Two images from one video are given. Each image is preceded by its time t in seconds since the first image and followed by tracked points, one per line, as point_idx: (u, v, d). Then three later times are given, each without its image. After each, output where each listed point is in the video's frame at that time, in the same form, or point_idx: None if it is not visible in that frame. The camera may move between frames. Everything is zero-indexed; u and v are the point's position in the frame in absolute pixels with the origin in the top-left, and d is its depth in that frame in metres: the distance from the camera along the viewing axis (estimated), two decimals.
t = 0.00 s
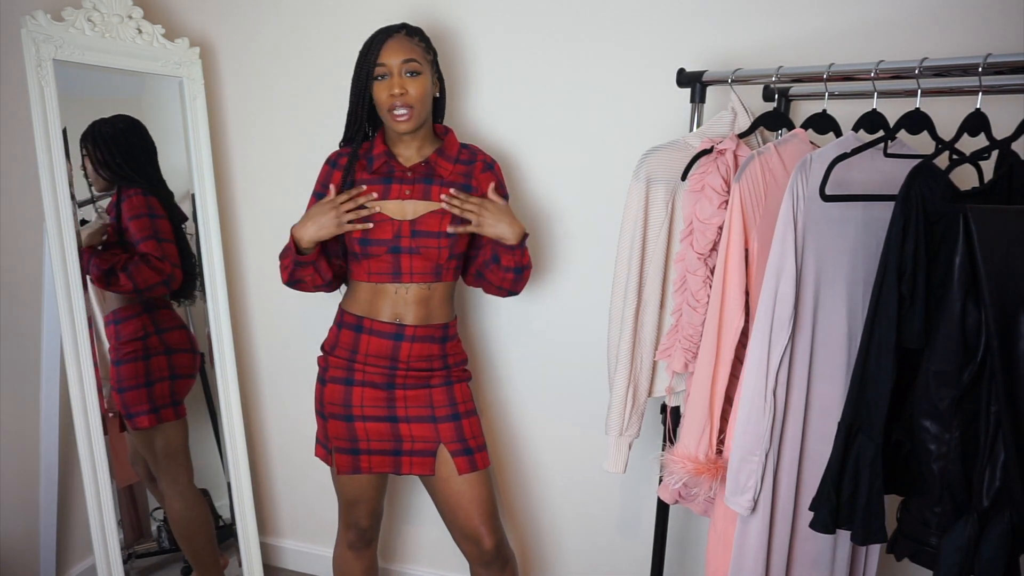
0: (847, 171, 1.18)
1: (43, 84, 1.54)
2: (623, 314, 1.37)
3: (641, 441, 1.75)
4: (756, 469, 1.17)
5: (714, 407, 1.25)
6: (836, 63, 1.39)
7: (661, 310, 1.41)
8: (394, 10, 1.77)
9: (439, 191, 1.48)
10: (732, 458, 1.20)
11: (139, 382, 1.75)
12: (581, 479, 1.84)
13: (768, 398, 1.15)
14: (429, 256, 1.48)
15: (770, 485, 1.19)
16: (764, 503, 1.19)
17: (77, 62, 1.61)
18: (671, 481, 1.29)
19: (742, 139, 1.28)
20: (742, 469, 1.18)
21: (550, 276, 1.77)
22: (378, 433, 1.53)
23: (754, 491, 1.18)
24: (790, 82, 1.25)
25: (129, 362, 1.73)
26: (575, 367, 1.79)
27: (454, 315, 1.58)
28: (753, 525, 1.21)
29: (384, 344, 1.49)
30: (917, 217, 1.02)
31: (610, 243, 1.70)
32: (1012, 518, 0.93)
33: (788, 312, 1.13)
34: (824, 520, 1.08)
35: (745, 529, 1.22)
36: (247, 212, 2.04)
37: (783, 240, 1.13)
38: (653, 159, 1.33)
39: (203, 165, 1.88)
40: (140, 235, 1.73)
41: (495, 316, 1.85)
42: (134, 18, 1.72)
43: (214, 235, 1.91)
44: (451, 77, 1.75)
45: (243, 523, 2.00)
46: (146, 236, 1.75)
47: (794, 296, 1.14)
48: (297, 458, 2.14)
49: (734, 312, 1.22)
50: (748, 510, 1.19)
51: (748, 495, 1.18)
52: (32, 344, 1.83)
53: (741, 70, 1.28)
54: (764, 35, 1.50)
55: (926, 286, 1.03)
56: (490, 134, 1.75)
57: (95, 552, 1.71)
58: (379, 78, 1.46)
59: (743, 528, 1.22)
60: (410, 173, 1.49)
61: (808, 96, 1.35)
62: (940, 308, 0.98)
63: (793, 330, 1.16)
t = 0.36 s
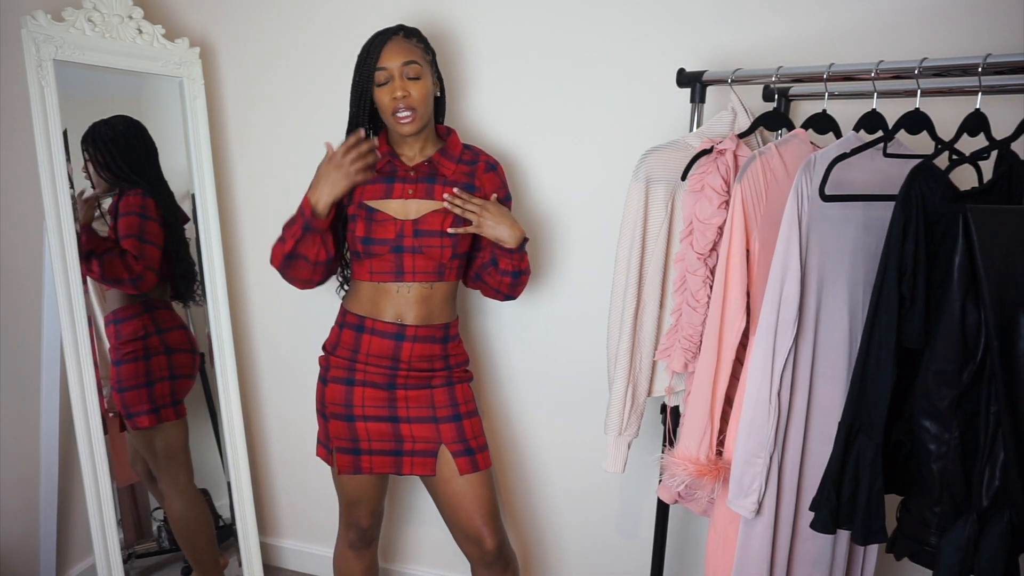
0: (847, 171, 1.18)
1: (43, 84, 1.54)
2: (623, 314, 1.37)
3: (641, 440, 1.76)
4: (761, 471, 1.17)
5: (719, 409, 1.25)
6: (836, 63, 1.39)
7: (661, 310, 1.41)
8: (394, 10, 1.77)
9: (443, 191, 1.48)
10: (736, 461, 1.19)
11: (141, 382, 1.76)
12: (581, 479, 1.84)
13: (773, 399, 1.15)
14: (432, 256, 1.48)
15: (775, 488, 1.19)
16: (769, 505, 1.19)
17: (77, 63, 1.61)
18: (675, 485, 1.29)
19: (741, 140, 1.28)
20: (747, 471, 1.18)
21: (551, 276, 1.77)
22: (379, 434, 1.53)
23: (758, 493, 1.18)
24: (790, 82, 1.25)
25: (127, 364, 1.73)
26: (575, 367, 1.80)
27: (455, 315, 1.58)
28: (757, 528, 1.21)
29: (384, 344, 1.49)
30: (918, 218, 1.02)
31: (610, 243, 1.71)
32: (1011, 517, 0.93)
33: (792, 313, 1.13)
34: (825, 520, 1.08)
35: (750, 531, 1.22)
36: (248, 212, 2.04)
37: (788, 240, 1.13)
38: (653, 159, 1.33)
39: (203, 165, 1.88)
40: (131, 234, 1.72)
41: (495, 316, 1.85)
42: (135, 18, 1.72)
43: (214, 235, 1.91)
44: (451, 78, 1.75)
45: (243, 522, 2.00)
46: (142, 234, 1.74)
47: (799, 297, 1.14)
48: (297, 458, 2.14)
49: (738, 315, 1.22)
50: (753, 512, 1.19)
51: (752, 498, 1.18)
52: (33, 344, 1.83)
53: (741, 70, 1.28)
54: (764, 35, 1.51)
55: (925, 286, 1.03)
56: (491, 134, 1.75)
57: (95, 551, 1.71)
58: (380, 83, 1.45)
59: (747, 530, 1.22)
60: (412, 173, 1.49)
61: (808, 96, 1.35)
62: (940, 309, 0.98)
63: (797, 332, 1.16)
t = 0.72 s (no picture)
0: (847, 171, 1.18)
1: (43, 84, 1.54)
2: (622, 313, 1.37)
3: (641, 440, 1.76)
4: (762, 471, 1.17)
5: (724, 411, 1.25)
6: (836, 63, 1.39)
7: (661, 310, 1.41)
8: (394, 10, 1.77)
9: (440, 191, 1.48)
10: (737, 461, 1.19)
11: (140, 382, 1.76)
12: (581, 479, 1.84)
13: (774, 400, 1.15)
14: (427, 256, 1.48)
15: (777, 488, 1.19)
16: (770, 506, 1.19)
17: (77, 62, 1.61)
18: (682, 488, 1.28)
19: (742, 140, 1.28)
20: (748, 471, 1.18)
21: (550, 276, 1.77)
22: (374, 435, 1.53)
23: (760, 494, 1.18)
24: (790, 82, 1.25)
25: (127, 364, 1.73)
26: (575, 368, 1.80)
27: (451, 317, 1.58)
28: (758, 528, 1.21)
29: (379, 344, 1.49)
30: (918, 218, 1.02)
31: (609, 244, 1.71)
32: (1012, 517, 0.93)
33: (793, 313, 1.13)
34: (825, 520, 1.08)
35: (750, 532, 1.22)
36: (248, 212, 2.04)
37: (788, 240, 1.13)
38: (652, 158, 1.32)
39: (203, 165, 1.88)
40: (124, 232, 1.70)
41: (495, 316, 1.85)
42: (135, 18, 1.72)
43: (214, 235, 1.91)
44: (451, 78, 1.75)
45: (243, 522, 2.00)
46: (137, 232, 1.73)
47: (800, 297, 1.13)
48: (297, 458, 2.15)
49: (744, 316, 1.22)
50: (755, 513, 1.19)
51: (754, 498, 1.18)
52: (32, 345, 1.83)
53: (741, 70, 1.28)
54: (764, 35, 1.50)
55: (925, 286, 1.03)
56: (491, 135, 1.75)
57: (95, 552, 1.71)
58: (390, 70, 1.45)
59: (748, 531, 1.22)
60: (410, 172, 1.49)
61: (808, 96, 1.35)
62: (940, 309, 0.98)
63: (798, 331, 1.16)
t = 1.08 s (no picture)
0: (846, 171, 1.18)
1: (43, 84, 1.54)
2: (621, 313, 1.37)
3: (641, 440, 1.76)
4: (761, 471, 1.17)
5: (723, 411, 1.25)
6: (836, 63, 1.39)
7: (660, 310, 1.41)
8: (395, 10, 1.77)
9: (439, 191, 1.48)
10: (736, 460, 1.19)
11: (140, 382, 1.76)
12: (582, 479, 1.84)
13: (773, 399, 1.15)
14: (426, 254, 1.48)
15: (776, 487, 1.19)
16: (768, 505, 1.19)
17: (77, 62, 1.61)
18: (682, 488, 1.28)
19: (741, 140, 1.28)
20: (747, 471, 1.18)
21: (551, 276, 1.77)
22: (374, 434, 1.53)
23: (758, 493, 1.18)
24: (790, 82, 1.25)
25: (127, 364, 1.73)
26: (575, 367, 1.79)
27: (450, 316, 1.58)
28: (757, 527, 1.21)
29: (378, 344, 1.49)
30: (918, 218, 1.02)
31: (609, 243, 1.70)
32: (1012, 517, 0.93)
33: (792, 312, 1.13)
34: (827, 521, 1.08)
35: (749, 531, 1.22)
36: (248, 212, 2.04)
37: (787, 240, 1.12)
38: (651, 158, 1.33)
39: (203, 165, 1.88)
40: (145, 226, 1.75)
41: (495, 316, 1.85)
42: (135, 18, 1.72)
43: (214, 234, 1.91)
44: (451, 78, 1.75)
45: (243, 522, 2.00)
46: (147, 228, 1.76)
47: (799, 296, 1.13)
48: (297, 458, 2.14)
49: (743, 316, 1.22)
50: (753, 512, 1.18)
51: (752, 498, 1.18)
52: (32, 345, 1.83)
53: (741, 70, 1.28)
54: (764, 35, 1.50)
55: (925, 286, 1.03)
56: (491, 135, 1.75)
57: (95, 552, 1.71)
58: (384, 89, 1.42)
59: (746, 530, 1.22)
60: (410, 172, 1.49)
61: (808, 96, 1.35)
62: (940, 309, 0.98)
63: (796, 330, 1.16)
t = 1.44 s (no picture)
0: (846, 170, 1.18)
1: (43, 84, 1.54)
2: (620, 312, 1.37)
3: (641, 439, 1.76)
4: (760, 470, 1.17)
5: (721, 411, 1.25)
6: (836, 63, 1.39)
7: (659, 310, 1.41)
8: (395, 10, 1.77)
9: (435, 191, 1.48)
10: (736, 460, 1.19)
11: (140, 382, 1.75)
12: (582, 478, 1.84)
13: (771, 399, 1.15)
14: (423, 254, 1.48)
15: (775, 487, 1.19)
16: (767, 504, 1.19)
17: (77, 62, 1.61)
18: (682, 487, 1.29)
19: (741, 140, 1.28)
20: (745, 471, 1.18)
21: (551, 276, 1.77)
22: (374, 434, 1.53)
23: (757, 492, 1.18)
24: (790, 82, 1.25)
25: (127, 364, 1.73)
26: (575, 367, 1.79)
27: (449, 315, 1.58)
28: (756, 527, 1.21)
29: (377, 343, 1.49)
30: (920, 219, 1.02)
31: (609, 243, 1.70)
32: (1012, 517, 0.93)
33: (791, 311, 1.13)
34: (829, 522, 1.08)
35: (748, 530, 1.22)
36: (248, 211, 2.04)
37: (785, 240, 1.13)
38: (651, 158, 1.33)
39: (203, 165, 1.88)
40: (152, 226, 1.77)
41: (495, 316, 1.85)
42: (135, 18, 1.72)
43: (214, 234, 1.91)
44: (451, 77, 1.75)
45: (243, 522, 2.00)
46: (153, 227, 1.77)
47: (798, 296, 1.14)
48: (297, 458, 2.14)
49: (741, 316, 1.22)
50: (752, 512, 1.19)
51: (751, 497, 1.18)
52: (32, 345, 1.83)
53: (741, 70, 1.28)
54: (764, 35, 1.50)
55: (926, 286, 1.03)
56: (491, 134, 1.75)
57: (95, 553, 1.71)
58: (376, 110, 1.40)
59: (745, 530, 1.22)
60: (405, 173, 1.49)
61: (808, 96, 1.35)
62: (940, 309, 0.98)
63: (795, 330, 1.16)
